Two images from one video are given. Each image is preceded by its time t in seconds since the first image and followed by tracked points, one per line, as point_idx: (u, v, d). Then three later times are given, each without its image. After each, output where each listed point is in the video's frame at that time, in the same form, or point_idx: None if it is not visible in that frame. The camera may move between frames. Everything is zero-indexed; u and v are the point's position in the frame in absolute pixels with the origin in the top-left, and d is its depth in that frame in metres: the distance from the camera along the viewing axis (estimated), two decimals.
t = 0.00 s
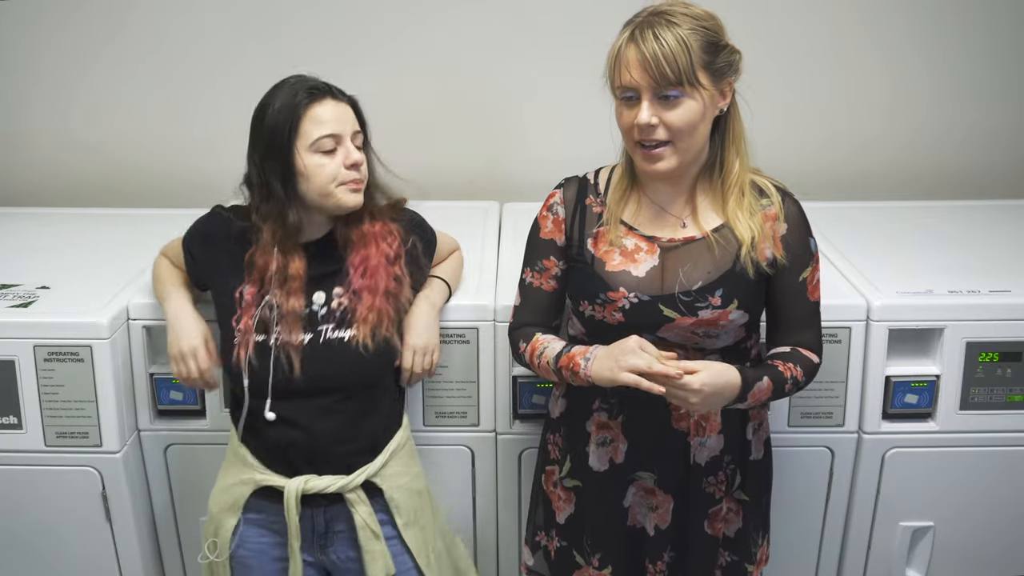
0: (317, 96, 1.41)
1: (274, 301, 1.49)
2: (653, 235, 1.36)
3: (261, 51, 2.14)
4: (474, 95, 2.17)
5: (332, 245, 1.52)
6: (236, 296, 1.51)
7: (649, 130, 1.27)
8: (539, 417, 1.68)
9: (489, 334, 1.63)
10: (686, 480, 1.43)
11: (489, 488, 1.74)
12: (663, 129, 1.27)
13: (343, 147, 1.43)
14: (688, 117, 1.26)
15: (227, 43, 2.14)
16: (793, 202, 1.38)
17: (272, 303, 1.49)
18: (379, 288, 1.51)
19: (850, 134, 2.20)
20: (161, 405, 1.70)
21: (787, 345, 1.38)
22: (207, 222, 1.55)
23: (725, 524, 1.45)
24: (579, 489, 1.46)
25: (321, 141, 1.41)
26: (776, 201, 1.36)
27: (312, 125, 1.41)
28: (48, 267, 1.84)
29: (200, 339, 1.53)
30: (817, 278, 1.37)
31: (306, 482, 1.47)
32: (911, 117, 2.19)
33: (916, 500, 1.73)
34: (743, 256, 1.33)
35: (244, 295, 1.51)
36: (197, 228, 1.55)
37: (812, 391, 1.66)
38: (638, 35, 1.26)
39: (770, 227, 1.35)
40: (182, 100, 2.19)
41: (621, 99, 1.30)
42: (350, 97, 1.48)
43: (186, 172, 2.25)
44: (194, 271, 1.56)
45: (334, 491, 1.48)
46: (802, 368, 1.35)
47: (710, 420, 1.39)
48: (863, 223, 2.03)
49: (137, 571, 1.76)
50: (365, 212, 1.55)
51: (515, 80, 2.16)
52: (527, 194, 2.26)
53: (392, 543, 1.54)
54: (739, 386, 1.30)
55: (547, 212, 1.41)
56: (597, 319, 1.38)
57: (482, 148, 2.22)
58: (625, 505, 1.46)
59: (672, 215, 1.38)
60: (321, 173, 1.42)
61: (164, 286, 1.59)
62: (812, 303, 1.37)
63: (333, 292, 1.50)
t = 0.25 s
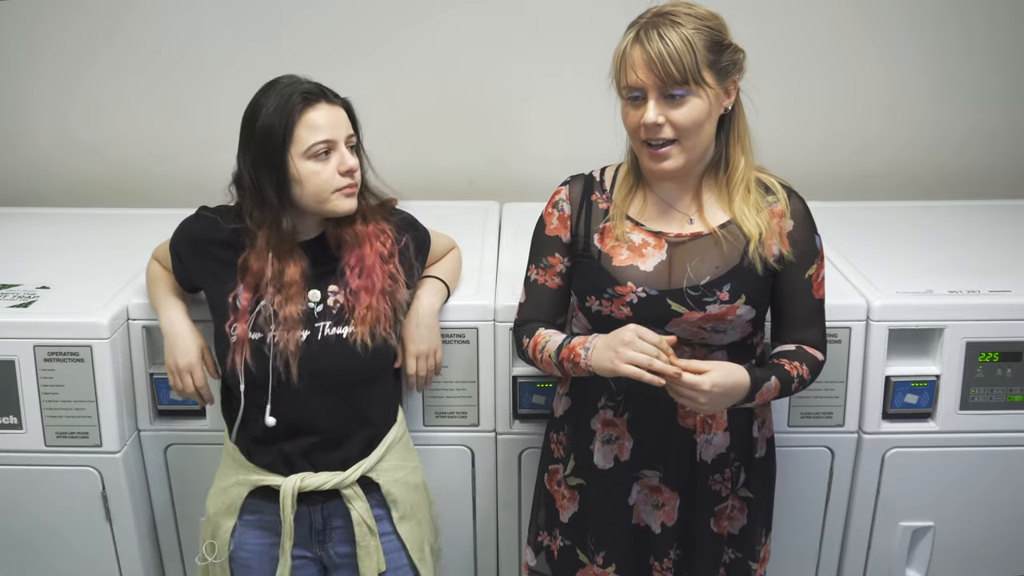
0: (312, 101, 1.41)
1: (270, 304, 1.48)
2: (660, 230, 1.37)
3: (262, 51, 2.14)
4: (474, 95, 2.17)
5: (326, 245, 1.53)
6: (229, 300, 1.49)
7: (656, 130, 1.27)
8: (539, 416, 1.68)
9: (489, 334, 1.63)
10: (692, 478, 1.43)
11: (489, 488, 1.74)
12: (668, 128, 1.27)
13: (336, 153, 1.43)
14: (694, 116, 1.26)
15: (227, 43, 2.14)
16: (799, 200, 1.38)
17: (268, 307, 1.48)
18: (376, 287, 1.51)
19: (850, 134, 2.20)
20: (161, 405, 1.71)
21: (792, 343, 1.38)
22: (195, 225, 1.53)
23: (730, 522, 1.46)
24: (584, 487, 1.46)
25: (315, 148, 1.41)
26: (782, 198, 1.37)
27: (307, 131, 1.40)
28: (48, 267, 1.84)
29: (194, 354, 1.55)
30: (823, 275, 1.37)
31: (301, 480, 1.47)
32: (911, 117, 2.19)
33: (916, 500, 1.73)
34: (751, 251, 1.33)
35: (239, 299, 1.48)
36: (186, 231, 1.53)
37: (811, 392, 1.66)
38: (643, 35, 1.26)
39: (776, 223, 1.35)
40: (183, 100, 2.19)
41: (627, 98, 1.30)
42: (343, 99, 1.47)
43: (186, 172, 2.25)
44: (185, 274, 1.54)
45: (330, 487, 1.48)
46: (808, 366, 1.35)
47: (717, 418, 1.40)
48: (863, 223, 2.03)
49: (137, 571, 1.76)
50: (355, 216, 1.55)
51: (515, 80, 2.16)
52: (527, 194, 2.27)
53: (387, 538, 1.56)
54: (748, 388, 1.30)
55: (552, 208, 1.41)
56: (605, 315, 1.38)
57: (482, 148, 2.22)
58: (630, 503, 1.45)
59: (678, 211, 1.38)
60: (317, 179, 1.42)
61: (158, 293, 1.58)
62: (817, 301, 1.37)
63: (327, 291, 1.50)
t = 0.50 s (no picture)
0: (312, 105, 1.41)
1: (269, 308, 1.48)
2: (667, 229, 1.36)
3: (262, 51, 2.14)
4: (474, 95, 2.17)
5: (323, 246, 1.53)
6: (229, 304, 1.49)
7: (662, 125, 1.27)
8: (539, 416, 1.68)
9: (489, 334, 1.63)
10: (696, 477, 1.42)
11: (489, 488, 1.74)
12: (676, 124, 1.27)
13: (334, 158, 1.44)
14: (701, 111, 1.26)
15: (226, 43, 2.14)
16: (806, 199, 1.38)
17: (268, 311, 1.48)
18: (375, 287, 1.51)
19: (850, 134, 2.20)
20: (161, 404, 1.71)
21: (796, 343, 1.39)
22: (194, 226, 1.53)
23: (732, 522, 1.46)
24: (585, 486, 1.46)
25: (314, 154, 1.41)
26: (789, 197, 1.36)
27: (306, 138, 1.40)
28: (48, 267, 1.84)
29: (188, 359, 1.55)
30: (828, 275, 1.37)
31: (306, 479, 1.48)
32: (911, 117, 2.19)
33: (917, 500, 1.73)
34: (757, 251, 1.33)
35: (238, 304, 1.49)
36: (185, 232, 1.52)
37: (811, 392, 1.66)
38: (650, 33, 1.27)
39: (783, 222, 1.35)
40: (183, 100, 2.19)
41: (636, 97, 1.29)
42: (339, 102, 1.47)
43: (186, 172, 2.25)
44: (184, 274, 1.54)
45: (335, 486, 1.49)
46: (811, 366, 1.35)
47: (721, 417, 1.40)
48: (863, 223, 2.03)
49: (138, 571, 1.76)
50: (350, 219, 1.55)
51: (515, 81, 2.16)
52: (528, 194, 2.27)
53: (392, 538, 1.56)
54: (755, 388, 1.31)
55: (558, 206, 1.41)
56: (610, 313, 1.38)
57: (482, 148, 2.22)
58: (632, 502, 1.45)
59: (684, 210, 1.38)
60: (315, 186, 1.43)
61: (156, 294, 1.58)
62: (823, 300, 1.38)
63: (326, 292, 1.50)
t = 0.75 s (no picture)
0: (313, 105, 1.42)
1: (273, 308, 1.48)
2: (665, 239, 1.35)
3: (262, 51, 2.14)
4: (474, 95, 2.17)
5: (324, 246, 1.53)
6: (233, 306, 1.49)
7: (631, 112, 1.31)
8: (539, 417, 1.68)
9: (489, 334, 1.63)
10: (691, 481, 1.41)
11: (490, 488, 1.74)
12: (643, 110, 1.30)
13: (334, 158, 1.44)
14: (668, 98, 1.28)
15: (226, 43, 2.14)
16: (808, 207, 1.36)
17: (271, 311, 1.48)
18: (377, 285, 1.51)
19: (850, 133, 2.20)
20: (161, 404, 1.71)
21: (800, 351, 1.37)
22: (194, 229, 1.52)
23: (735, 529, 1.44)
24: (579, 486, 1.47)
25: (315, 154, 1.41)
26: (790, 206, 1.35)
27: (306, 138, 1.40)
28: (48, 266, 1.84)
29: (193, 355, 1.55)
30: (832, 285, 1.36)
31: (316, 479, 1.48)
32: (910, 117, 2.19)
33: (916, 500, 1.73)
34: (752, 266, 1.32)
35: (241, 306, 1.49)
36: (185, 234, 1.52)
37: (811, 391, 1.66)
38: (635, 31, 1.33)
39: (782, 232, 1.34)
40: (183, 100, 2.19)
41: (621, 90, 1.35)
42: (338, 102, 1.47)
43: (186, 172, 2.25)
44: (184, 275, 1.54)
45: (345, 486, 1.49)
46: (819, 371, 1.33)
47: (715, 421, 1.39)
48: (863, 223, 2.03)
49: (138, 571, 1.76)
50: (349, 219, 1.55)
51: (515, 80, 2.16)
52: (527, 194, 2.27)
53: (399, 537, 1.56)
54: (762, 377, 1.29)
55: (560, 212, 1.41)
56: (606, 322, 1.38)
57: (482, 148, 2.22)
58: (627, 503, 1.44)
59: (681, 217, 1.37)
60: (317, 186, 1.42)
61: (155, 294, 1.58)
62: (826, 310, 1.36)
63: (328, 291, 1.50)
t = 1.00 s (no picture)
0: (312, 106, 1.41)
1: (275, 310, 1.48)
2: (649, 229, 1.34)
3: (261, 51, 2.14)
4: (474, 95, 2.17)
5: (326, 247, 1.53)
6: (235, 309, 1.49)
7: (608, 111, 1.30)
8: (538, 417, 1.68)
9: (489, 333, 1.63)
10: (673, 477, 1.41)
11: (489, 489, 1.74)
12: (619, 113, 1.29)
13: (335, 159, 1.44)
14: (638, 102, 1.27)
15: (226, 43, 2.14)
16: (798, 201, 1.31)
17: (272, 313, 1.48)
18: (377, 286, 1.51)
19: (850, 133, 2.20)
20: (162, 404, 1.71)
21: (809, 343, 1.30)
22: (194, 230, 1.53)
23: (716, 529, 1.43)
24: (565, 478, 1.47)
25: (315, 155, 1.41)
26: (778, 198, 1.30)
27: (306, 139, 1.40)
28: (48, 266, 1.84)
29: (189, 359, 1.55)
30: (834, 273, 1.29)
31: (314, 482, 1.48)
32: (910, 117, 2.19)
33: (916, 500, 1.73)
34: (733, 258, 1.29)
35: (243, 310, 1.49)
36: (185, 235, 1.53)
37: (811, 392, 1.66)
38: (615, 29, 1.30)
39: (768, 224, 1.29)
40: (182, 100, 2.19)
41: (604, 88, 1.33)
42: (338, 103, 1.47)
43: (187, 172, 2.25)
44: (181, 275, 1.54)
45: (344, 488, 1.49)
46: (810, 358, 1.28)
47: (698, 420, 1.38)
48: (863, 223, 2.03)
49: (138, 571, 1.76)
50: (350, 219, 1.55)
51: (515, 81, 2.16)
52: (527, 194, 2.27)
53: (399, 539, 1.56)
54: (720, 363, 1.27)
55: (556, 203, 1.43)
56: (590, 310, 1.37)
57: (482, 148, 2.22)
58: (610, 497, 1.44)
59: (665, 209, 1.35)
60: (317, 186, 1.42)
61: (155, 296, 1.58)
62: (834, 299, 1.29)
63: (328, 293, 1.50)
